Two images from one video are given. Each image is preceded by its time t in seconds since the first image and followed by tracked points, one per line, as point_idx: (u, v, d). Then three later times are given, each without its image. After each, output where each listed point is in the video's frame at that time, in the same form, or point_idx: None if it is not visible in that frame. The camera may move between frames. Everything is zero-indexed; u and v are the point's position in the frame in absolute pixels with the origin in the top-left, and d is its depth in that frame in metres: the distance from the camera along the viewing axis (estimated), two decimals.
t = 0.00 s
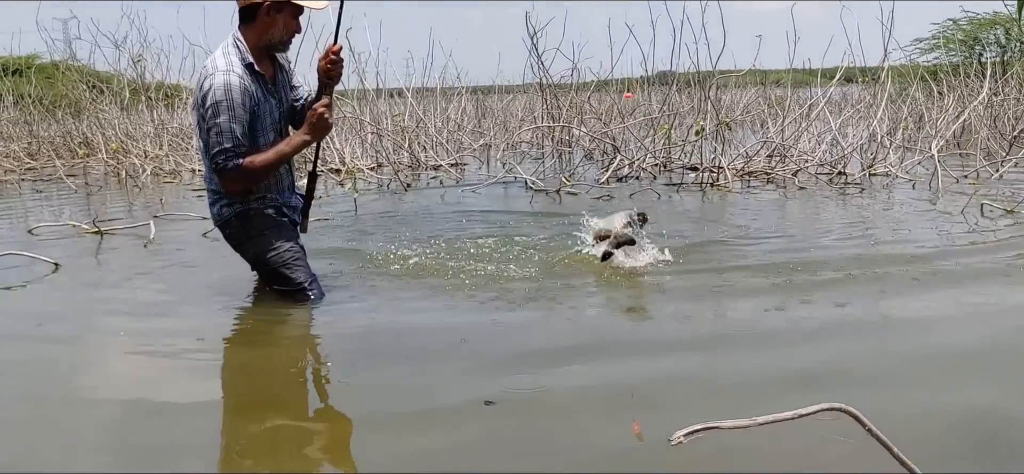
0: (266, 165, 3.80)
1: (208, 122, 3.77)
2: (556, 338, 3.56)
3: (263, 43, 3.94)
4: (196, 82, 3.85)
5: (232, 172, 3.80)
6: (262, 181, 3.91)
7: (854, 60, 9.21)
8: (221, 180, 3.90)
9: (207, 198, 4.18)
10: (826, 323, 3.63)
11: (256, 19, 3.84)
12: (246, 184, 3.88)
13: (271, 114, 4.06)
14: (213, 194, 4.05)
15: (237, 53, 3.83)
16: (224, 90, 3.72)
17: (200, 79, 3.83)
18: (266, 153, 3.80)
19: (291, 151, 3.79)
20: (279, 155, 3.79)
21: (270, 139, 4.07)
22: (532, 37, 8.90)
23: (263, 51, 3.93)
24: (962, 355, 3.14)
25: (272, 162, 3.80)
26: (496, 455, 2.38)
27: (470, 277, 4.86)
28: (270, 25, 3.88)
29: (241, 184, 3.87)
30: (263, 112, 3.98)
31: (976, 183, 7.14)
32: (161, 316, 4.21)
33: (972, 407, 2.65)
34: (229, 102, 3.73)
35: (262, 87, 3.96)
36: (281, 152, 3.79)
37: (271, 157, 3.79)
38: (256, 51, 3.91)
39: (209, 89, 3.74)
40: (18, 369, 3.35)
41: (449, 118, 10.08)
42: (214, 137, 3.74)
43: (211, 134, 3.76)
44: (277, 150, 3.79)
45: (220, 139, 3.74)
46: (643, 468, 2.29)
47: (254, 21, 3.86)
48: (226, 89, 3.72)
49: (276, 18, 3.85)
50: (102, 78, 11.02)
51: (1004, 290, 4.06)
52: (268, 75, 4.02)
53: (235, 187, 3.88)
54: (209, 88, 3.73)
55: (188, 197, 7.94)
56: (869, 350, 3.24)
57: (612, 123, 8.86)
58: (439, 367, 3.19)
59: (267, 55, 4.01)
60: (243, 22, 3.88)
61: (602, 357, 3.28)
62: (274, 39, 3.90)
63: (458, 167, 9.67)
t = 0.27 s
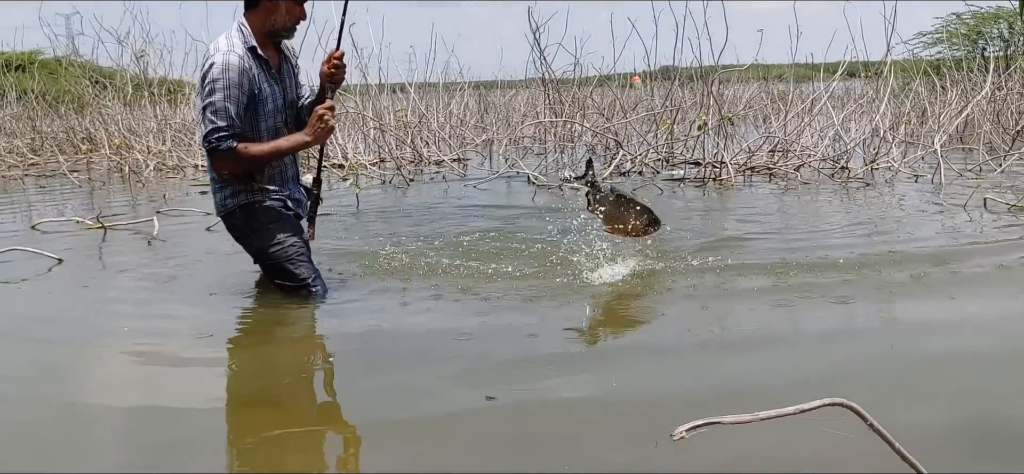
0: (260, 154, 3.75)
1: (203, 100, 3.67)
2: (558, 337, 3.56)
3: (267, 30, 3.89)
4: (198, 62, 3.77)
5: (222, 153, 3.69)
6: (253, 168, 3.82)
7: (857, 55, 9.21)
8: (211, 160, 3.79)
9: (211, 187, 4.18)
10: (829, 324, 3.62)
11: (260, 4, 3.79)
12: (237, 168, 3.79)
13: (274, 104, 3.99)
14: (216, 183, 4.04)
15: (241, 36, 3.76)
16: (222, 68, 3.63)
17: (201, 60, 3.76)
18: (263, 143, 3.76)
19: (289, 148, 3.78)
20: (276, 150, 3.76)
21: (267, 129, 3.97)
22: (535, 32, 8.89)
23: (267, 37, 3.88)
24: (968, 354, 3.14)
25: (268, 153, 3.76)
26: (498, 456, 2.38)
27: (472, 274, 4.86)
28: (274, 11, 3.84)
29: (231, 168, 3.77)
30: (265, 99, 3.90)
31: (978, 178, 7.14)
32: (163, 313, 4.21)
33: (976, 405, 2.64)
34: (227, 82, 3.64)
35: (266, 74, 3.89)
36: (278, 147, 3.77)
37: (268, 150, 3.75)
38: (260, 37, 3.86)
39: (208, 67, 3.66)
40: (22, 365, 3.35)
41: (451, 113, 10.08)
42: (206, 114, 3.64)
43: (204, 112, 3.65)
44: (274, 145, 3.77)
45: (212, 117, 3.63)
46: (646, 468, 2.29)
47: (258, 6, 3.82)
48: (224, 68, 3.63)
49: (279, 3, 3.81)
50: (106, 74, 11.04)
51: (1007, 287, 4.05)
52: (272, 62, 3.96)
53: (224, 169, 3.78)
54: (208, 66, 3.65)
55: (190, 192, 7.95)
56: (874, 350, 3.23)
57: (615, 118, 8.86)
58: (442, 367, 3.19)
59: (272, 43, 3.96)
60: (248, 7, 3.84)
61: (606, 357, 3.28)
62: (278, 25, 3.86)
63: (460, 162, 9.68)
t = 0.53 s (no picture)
0: (268, 141, 3.73)
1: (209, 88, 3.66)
2: (560, 333, 3.55)
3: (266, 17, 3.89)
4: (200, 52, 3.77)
5: (230, 140, 3.68)
6: (262, 156, 3.81)
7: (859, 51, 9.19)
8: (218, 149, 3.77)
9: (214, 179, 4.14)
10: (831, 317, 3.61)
11: None
12: (245, 157, 3.77)
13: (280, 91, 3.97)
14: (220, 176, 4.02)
15: (241, 23, 3.76)
16: (225, 55, 3.63)
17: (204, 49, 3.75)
18: (272, 131, 3.75)
19: (298, 135, 3.77)
20: (285, 137, 3.76)
21: (272, 117, 3.94)
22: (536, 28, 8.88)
23: (266, 25, 3.87)
24: (972, 347, 3.13)
25: (276, 139, 3.75)
26: (501, 452, 2.37)
27: (474, 271, 4.86)
28: None
29: (239, 156, 3.75)
30: (270, 87, 3.89)
31: (982, 173, 7.12)
32: (165, 310, 4.21)
33: (980, 398, 2.63)
34: (231, 68, 3.63)
35: (269, 61, 3.88)
36: (286, 135, 3.76)
37: (277, 137, 3.74)
38: (259, 25, 3.85)
39: (212, 55, 3.65)
40: (24, 364, 3.35)
41: (453, 110, 10.08)
42: (213, 101, 3.63)
43: (210, 99, 3.64)
44: (283, 132, 3.76)
45: (220, 103, 3.62)
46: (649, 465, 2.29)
47: None
48: (228, 54, 3.63)
49: None
50: (108, 72, 11.05)
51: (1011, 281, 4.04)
52: (274, 49, 3.95)
53: (232, 156, 3.75)
54: (212, 54, 3.64)
55: (192, 190, 7.95)
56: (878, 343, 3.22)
57: (617, 115, 8.86)
58: (444, 362, 3.19)
59: (272, 31, 3.95)
60: None
61: (608, 353, 3.28)
62: (275, 11, 3.84)
63: (462, 159, 9.67)
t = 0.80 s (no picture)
0: (274, 134, 3.73)
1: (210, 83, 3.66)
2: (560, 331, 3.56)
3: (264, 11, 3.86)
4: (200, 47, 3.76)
5: (235, 135, 3.68)
6: (269, 149, 3.81)
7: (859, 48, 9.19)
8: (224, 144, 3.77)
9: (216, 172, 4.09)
10: (830, 315, 3.62)
11: None
12: (251, 151, 3.77)
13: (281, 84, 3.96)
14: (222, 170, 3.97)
15: (239, 17, 3.75)
16: (224, 49, 3.62)
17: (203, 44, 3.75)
18: (277, 125, 3.75)
19: (304, 127, 3.77)
20: (291, 130, 3.75)
21: (273, 111, 3.93)
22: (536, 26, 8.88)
23: (265, 19, 3.85)
24: (969, 346, 3.14)
25: (282, 133, 3.75)
26: (500, 451, 2.38)
27: (474, 269, 4.86)
28: None
29: (246, 150, 3.75)
30: (271, 80, 3.88)
31: (981, 171, 7.12)
32: (165, 309, 4.21)
33: (978, 398, 2.64)
34: (231, 62, 3.63)
35: (268, 54, 3.87)
36: (291, 127, 3.75)
37: (284, 129, 3.74)
38: (258, 19, 3.83)
39: (211, 49, 3.65)
40: (24, 363, 3.36)
41: (453, 108, 10.08)
42: (216, 96, 3.63)
43: (213, 94, 3.64)
44: (288, 124, 3.76)
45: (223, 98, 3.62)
46: (650, 466, 2.29)
47: None
48: (227, 48, 3.62)
49: None
50: (108, 70, 11.05)
51: (1009, 280, 4.05)
52: (273, 43, 3.92)
53: (239, 150, 3.75)
54: (210, 48, 3.64)
55: (192, 188, 7.95)
56: (878, 342, 3.23)
57: (617, 112, 8.86)
58: (446, 361, 3.20)
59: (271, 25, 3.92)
60: None
61: (607, 351, 3.29)
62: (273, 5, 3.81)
63: (462, 157, 9.68)
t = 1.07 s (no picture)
0: (262, 135, 3.73)
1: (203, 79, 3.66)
2: (559, 332, 3.57)
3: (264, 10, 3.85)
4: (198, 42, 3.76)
5: (223, 132, 3.69)
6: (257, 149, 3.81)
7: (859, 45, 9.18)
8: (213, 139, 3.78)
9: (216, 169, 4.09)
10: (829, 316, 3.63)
11: None
12: (240, 149, 3.77)
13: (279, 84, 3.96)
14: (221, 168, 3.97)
15: (237, 15, 3.74)
16: (220, 46, 3.61)
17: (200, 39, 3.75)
18: (267, 126, 3.75)
19: (293, 131, 3.76)
20: (279, 132, 3.75)
21: (270, 110, 3.92)
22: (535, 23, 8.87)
23: (264, 18, 3.84)
24: (966, 347, 3.15)
25: (269, 135, 3.75)
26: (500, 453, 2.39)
27: (473, 268, 4.86)
28: None
29: (234, 148, 3.76)
30: (268, 79, 3.88)
31: (980, 169, 7.12)
32: (164, 308, 4.22)
33: (975, 400, 2.65)
34: (226, 60, 3.62)
35: (266, 53, 3.86)
36: (280, 129, 3.75)
37: (272, 131, 3.74)
38: (257, 17, 3.82)
39: (207, 46, 3.64)
40: (23, 362, 3.36)
41: (452, 105, 10.07)
42: (207, 93, 3.63)
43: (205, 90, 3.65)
44: (279, 127, 3.75)
45: (213, 95, 3.62)
46: (648, 468, 2.30)
47: None
48: (222, 45, 3.61)
49: None
50: (107, 68, 11.05)
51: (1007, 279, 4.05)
52: (272, 42, 3.92)
53: (227, 147, 3.75)
54: (206, 45, 3.63)
55: (191, 187, 7.95)
56: (876, 344, 3.23)
57: (616, 110, 8.85)
58: (444, 362, 3.21)
59: (271, 23, 3.92)
60: None
61: (604, 351, 3.29)
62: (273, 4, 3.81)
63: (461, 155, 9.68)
